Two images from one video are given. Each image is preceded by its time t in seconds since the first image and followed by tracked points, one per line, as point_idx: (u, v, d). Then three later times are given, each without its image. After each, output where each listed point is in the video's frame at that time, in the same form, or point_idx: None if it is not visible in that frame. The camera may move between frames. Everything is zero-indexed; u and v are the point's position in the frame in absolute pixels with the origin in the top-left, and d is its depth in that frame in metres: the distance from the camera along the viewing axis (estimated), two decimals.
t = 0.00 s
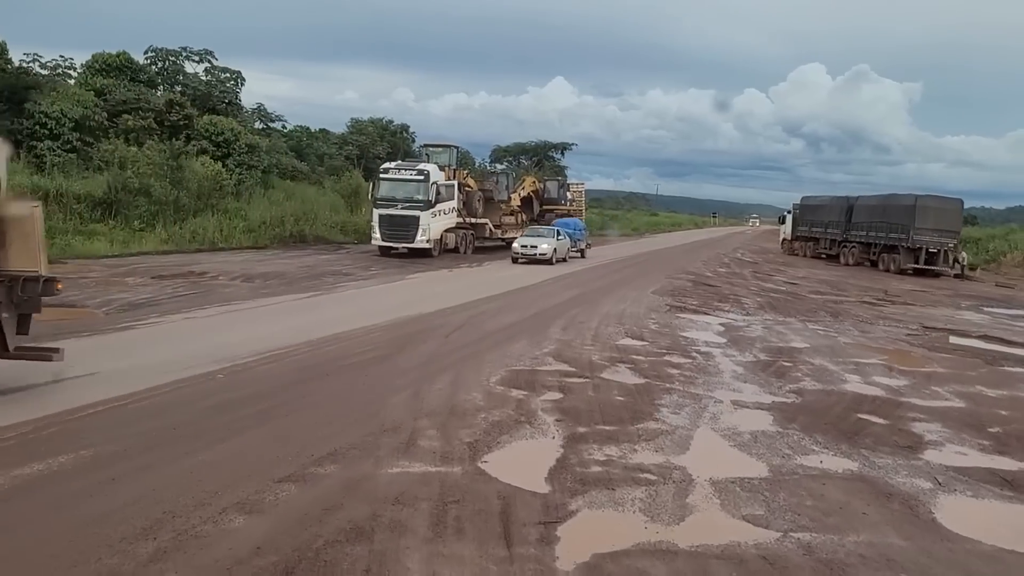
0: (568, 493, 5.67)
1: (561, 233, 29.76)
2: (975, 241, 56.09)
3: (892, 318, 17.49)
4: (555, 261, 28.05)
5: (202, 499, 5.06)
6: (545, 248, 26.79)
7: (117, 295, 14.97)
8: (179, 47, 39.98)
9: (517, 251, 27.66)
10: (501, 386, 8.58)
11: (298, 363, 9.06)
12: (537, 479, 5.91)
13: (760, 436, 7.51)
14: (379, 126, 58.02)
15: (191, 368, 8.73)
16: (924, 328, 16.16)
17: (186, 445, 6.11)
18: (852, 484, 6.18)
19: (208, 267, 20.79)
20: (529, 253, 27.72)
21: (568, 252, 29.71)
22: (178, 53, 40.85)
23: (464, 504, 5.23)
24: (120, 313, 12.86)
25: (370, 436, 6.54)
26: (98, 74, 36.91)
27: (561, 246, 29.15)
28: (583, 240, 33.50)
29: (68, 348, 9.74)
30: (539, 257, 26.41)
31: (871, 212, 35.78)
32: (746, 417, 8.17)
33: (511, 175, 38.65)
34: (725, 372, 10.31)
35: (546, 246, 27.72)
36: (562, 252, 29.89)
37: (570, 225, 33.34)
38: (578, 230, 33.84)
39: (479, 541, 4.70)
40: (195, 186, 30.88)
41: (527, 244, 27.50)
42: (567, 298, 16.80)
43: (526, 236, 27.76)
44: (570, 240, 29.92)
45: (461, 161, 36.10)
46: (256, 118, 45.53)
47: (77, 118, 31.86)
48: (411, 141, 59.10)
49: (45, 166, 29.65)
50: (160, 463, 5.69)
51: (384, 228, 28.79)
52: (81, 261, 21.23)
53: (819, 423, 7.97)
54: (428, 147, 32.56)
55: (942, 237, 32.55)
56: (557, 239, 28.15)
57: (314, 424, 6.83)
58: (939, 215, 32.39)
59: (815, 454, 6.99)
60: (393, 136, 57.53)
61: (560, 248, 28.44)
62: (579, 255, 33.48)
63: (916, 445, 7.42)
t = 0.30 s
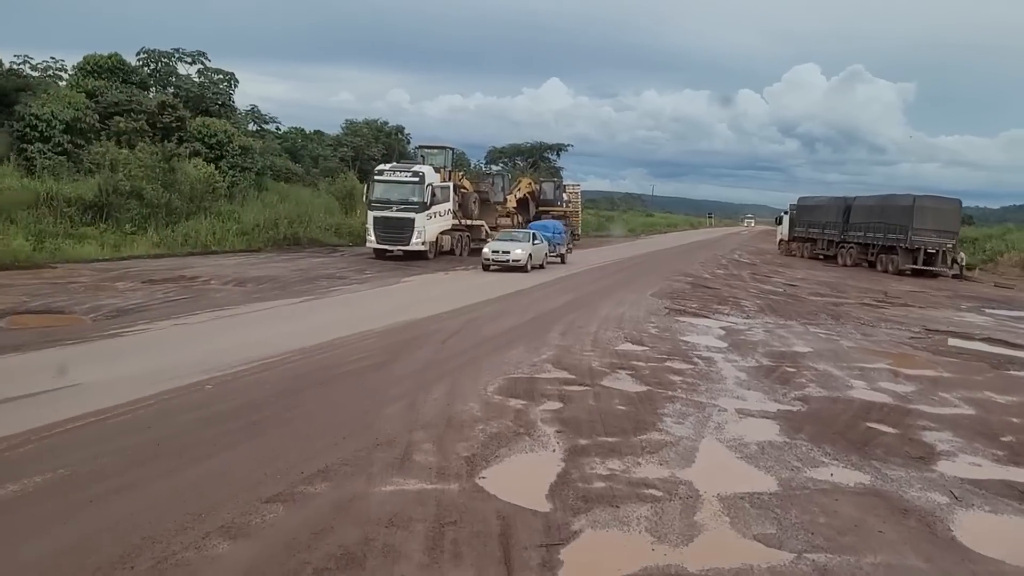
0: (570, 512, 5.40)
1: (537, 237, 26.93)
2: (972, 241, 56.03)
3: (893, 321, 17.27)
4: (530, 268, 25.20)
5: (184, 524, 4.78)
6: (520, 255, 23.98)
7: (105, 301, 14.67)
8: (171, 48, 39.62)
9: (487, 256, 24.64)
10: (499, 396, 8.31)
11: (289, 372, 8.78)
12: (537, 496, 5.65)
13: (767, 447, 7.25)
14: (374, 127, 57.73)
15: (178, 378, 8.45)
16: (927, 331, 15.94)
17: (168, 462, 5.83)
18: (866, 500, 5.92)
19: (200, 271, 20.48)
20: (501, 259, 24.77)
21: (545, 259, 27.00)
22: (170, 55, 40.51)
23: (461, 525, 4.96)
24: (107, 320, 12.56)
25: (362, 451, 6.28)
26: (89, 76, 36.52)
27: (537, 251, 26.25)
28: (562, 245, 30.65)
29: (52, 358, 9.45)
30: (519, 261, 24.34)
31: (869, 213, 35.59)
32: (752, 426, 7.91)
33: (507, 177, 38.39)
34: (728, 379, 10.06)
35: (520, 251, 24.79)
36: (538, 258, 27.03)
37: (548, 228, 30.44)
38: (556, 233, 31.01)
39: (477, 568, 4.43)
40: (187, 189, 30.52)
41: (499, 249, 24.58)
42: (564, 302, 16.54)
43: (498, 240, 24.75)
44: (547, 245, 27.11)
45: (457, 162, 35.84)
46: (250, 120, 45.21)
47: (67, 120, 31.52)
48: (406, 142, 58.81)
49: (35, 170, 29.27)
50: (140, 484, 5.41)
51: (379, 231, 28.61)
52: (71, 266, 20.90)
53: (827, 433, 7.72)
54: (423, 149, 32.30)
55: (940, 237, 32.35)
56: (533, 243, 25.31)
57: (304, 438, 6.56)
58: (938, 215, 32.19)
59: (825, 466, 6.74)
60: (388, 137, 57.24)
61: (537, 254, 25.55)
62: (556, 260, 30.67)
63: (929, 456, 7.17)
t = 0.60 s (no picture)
0: (575, 531, 5.14)
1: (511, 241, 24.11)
2: (968, 241, 55.99)
3: (895, 323, 17.06)
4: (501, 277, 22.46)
5: (168, 548, 4.52)
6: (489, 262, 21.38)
7: (95, 306, 14.36)
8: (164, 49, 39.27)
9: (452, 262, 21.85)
10: (499, 405, 8.05)
11: (282, 381, 8.51)
12: (540, 515, 5.38)
13: (776, 459, 7.00)
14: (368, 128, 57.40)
15: (166, 387, 8.17)
16: (930, 333, 15.72)
17: (154, 479, 5.57)
18: (883, 516, 5.68)
19: (192, 274, 20.18)
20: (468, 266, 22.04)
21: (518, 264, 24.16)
22: (163, 56, 40.18)
23: (461, 548, 4.70)
24: (95, 326, 12.27)
25: (357, 466, 6.02)
26: (81, 77, 36.17)
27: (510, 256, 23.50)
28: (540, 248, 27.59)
29: (37, 366, 9.17)
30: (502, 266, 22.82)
31: (866, 213, 35.41)
32: (759, 436, 7.66)
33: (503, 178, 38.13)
34: (732, 385, 9.82)
35: (489, 257, 22.05)
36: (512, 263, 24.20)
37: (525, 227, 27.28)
38: (534, 234, 27.84)
39: None
40: (180, 191, 30.18)
41: (465, 255, 21.82)
42: (562, 306, 16.28)
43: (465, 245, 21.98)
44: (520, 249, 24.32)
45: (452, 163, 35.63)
46: (243, 121, 44.89)
47: (59, 121, 31.20)
48: (401, 143, 58.52)
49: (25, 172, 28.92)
50: (124, 503, 5.14)
51: (374, 233, 28.37)
52: (60, 269, 20.59)
53: (837, 443, 7.48)
54: (418, 150, 32.06)
55: (938, 238, 32.17)
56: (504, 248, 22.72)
57: (296, 451, 6.28)
58: (936, 215, 32.01)
59: (837, 479, 6.50)
60: (383, 138, 56.92)
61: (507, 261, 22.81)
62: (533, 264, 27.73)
63: (943, 467, 6.94)
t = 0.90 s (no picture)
0: (581, 552, 4.86)
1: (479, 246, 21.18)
2: (964, 238, 55.90)
3: (898, 324, 16.83)
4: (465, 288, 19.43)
5: None
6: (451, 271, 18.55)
7: (82, 312, 14.06)
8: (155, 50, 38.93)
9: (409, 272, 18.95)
10: (498, 415, 7.77)
11: (273, 391, 8.22)
12: (543, 534, 5.09)
13: (787, 469, 6.73)
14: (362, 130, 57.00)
15: (153, 398, 7.89)
16: (934, 334, 15.48)
17: (135, 501, 5.28)
18: (902, 531, 5.42)
19: (184, 278, 19.87)
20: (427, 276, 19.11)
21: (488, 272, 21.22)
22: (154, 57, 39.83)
23: (461, 573, 4.43)
24: (82, 334, 11.97)
25: (351, 482, 5.74)
26: (71, 80, 35.80)
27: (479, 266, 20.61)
28: (514, 253, 24.34)
29: (21, 376, 8.87)
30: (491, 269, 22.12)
31: (864, 211, 35.20)
32: (767, 445, 7.39)
33: (498, 178, 37.84)
34: (737, 390, 9.56)
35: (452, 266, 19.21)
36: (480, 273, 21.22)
37: (495, 230, 24.05)
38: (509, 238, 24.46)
39: None
40: (171, 194, 29.83)
41: (424, 263, 18.93)
42: (561, 308, 16.02)
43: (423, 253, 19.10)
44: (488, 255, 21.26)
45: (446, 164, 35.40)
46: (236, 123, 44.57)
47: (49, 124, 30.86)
48: (396, 144, 58.19)
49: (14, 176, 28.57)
50: (104, 527, 4.86)
51: (369, 235, 28.14)
52: (48, 274, 20.27)
53: (848, 452, 7.22)
54: (412, 151, 31.81)
55: (936, 236, 31.97)
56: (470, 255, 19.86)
57: (285, 467, 6.00)
58: (934, 214, 31.81)
59: (851, 491, 6.23)
60: (377, 139, 56.52)
61: (473, 270, 19.85)
62: (506, 271, 24.57)
63: (960, 476, 6.68)
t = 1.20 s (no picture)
0: None
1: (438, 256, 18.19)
2: (961, 239, 55.78)
3: (900, 327, 16.60)
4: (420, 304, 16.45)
5: None
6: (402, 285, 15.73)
7: (69, 321, 13.74)
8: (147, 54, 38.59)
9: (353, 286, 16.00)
10: (496, 428, 7.50)
11: (262, 404, 7.93)
12: (543, 559, 4.82)
13: (796, 484, 6.47)
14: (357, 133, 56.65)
15: (137, 413, 7.60)
16: (937, 338, 15.25)
17: (113, 525, 5.00)
18: (920, 552, 5.16)
19: (176, 285, 19.57)
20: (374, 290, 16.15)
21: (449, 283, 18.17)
22: (147, 61, 39.49)
23: None
24: (68, 343, 11.67)
25: (341, 504, 5.47)
26: (61, 84, 35.43)
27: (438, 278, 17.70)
28: (483, 262, 21.26)
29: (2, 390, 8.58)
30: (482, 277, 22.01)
31: (862, 213, 35.01)
32: (774, 458, 7.12)
33: (494, 181, 37.58)
34: (741, 399, 9.31)
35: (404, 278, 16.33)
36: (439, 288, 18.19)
37: (460, 236, 21.02)
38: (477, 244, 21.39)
39: None
40: (163, 199, 29.48)
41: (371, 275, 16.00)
42: (558, 313, 15.76)
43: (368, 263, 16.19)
44: (446, 264, 18.09)
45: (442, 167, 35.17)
46: (229, 126, 44.24)
47: (39, 129, 30.50)
48: (390, 147, 57.87)
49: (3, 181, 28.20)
50: (78, 554, 4.57)
51: (364, 240, 27.84)
52: (37, 281, 19.94)
53: (859, 465, 6.96)
54: (407, 154, 31.51)
55: (935, 237, 31.78)
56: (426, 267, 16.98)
57: (273, 488, 5.72)
58: (932, 215, 31.62)
59: (863, 507, 5.97)
60: (372, 142, 56.16)
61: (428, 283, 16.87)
62: (475, 282, 21.61)
63: (976, 490, 6.43)
